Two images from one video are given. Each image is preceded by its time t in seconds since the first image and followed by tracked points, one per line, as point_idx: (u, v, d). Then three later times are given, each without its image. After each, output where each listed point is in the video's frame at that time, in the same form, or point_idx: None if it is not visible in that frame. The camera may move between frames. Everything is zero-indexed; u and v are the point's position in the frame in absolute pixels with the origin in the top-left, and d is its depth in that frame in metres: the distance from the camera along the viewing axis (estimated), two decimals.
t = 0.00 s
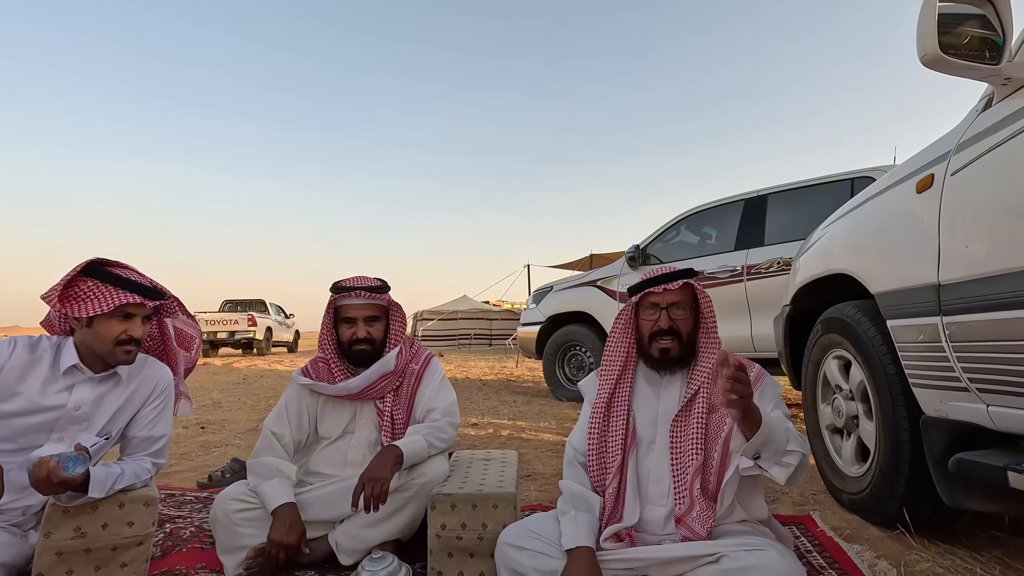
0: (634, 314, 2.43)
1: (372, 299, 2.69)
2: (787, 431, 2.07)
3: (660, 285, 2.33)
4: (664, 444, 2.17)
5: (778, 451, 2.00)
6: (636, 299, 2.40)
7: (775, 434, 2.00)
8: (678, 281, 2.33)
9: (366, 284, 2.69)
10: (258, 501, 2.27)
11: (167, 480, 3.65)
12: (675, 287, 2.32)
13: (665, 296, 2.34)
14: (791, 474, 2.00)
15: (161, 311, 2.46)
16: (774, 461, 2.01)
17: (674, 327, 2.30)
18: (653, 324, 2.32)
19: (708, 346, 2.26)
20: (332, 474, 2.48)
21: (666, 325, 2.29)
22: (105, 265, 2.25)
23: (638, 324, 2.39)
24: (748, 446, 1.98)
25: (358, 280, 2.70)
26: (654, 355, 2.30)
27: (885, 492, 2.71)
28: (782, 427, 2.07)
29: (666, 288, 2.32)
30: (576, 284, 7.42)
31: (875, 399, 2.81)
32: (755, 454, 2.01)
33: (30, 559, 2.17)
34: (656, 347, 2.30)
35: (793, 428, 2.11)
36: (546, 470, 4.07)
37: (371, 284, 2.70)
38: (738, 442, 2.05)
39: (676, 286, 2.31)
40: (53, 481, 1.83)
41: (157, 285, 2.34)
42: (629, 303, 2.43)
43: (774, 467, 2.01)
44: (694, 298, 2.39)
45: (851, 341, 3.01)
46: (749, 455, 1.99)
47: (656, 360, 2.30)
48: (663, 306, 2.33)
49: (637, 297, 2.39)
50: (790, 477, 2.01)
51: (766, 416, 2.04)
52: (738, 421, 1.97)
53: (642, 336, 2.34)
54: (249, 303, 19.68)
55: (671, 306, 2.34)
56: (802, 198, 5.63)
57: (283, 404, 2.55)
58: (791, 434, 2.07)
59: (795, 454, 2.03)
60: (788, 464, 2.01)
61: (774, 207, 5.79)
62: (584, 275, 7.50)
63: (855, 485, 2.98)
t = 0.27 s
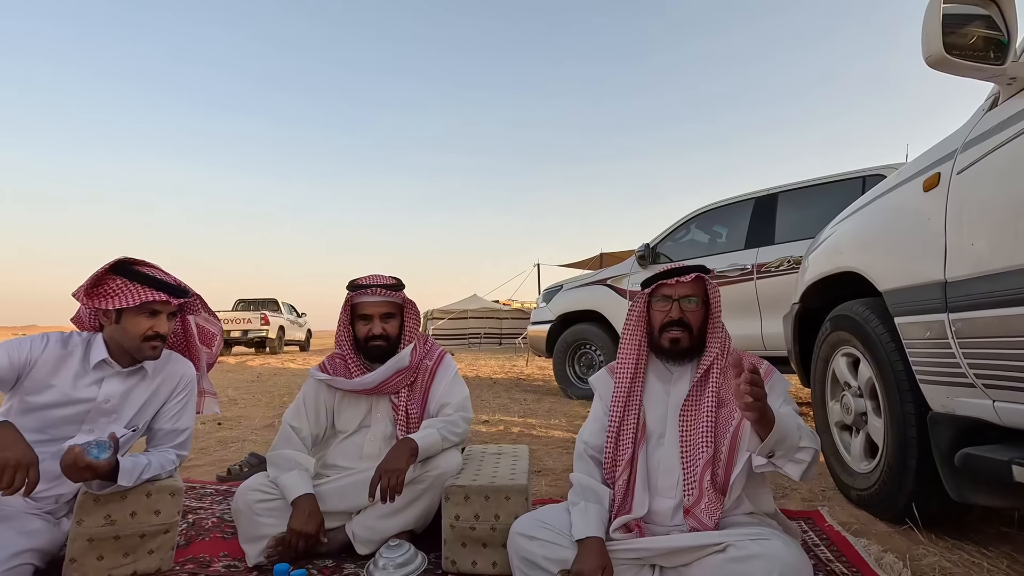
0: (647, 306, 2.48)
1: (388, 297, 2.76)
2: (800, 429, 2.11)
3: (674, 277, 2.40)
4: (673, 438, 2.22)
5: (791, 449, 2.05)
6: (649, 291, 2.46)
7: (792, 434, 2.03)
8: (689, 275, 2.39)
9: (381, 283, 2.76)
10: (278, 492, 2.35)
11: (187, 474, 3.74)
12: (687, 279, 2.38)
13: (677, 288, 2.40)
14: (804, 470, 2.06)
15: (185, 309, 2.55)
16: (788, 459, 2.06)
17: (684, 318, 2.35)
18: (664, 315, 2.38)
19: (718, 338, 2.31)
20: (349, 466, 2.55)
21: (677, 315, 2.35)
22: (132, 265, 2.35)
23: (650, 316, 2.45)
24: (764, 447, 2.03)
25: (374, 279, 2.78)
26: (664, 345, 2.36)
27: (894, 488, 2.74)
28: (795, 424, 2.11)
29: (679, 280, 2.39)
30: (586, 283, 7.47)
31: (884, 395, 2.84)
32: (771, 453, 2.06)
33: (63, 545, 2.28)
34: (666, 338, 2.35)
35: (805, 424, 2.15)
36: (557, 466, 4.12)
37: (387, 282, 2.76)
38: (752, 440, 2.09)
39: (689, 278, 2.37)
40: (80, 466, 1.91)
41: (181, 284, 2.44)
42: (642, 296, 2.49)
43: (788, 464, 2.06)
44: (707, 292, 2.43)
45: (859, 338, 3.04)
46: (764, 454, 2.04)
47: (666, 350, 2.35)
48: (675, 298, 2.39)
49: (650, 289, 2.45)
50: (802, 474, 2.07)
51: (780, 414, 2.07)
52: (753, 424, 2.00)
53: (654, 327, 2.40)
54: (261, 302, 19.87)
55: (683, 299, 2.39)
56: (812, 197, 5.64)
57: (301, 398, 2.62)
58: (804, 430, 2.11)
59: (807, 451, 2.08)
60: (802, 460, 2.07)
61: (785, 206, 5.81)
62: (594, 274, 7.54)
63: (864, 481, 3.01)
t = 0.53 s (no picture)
0: (662, 304, 2.50)
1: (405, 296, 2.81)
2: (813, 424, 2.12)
3: (688, 275, 2.42)
4: (687, 434, 2.24)
5: (804, 444, 2.07)
6: (663, 289, 2.48)
7: (804, 429, 2.04)
8: (704, 273, 2.41)
9: (398, 282, 2.81)
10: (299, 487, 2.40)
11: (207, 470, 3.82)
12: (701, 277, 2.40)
13: (692, 286, 2.42)
14: (817, 465, 2.08)
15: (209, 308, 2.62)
16: (801, 454, 2.08)
17: (698, 316, 2.37)
18: (679, 313, 2.41)
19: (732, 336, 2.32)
20: (367, 462, 2.60)
21: (691, 313, 2.37)
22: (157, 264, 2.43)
23: (665, 314, 2.47)
24: (777, 441, 2.05)
25: (391, 278, 2.82)
26: (678, 342, 2.38)
27: (908, 486, 2.74)
28: (809, 420, 2.12)
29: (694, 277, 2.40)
30: (598, 282, 7.49)
31: (898, 393, 2.84)
32: (783, 447, 2.08)
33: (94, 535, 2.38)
34: (681, 335, 2.37)
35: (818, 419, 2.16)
36: (570, 464, 4.16)
37: (404, 281, 2.81)
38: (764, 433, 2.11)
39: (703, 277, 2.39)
40: (114, 462, 1.99)
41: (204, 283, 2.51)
42: (656, 294, 2.51)
43: (801, 459, 2.08)
44: (721, 290, 2.45)
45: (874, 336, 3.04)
46: (777, 448, 2.06)
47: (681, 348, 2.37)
48: (689, 296, 2.41)
49: (665, 288, 2.48)
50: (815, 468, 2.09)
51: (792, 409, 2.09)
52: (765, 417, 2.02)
53: (668, 325, 2.43)
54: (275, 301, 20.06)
55: (698, 297, 2.41)
56: (826, 195, 5.63)
57: (320, 395, 2.67)
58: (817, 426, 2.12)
59: (820, 446, 2.10)
60: (814, 456, 2.09)
61: (799, 204, 5.80)
62: (607, 274, 7.56)
63: (878, 479, 3.01)
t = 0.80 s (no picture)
0: (672, 303, 2.50)
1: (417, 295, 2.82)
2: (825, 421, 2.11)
3: (698, 273, 2.41)
4: (698, 431, 2.24)
5: (816, 441, 2.06)
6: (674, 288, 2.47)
7: (816, 427, 2.04)
8: (715, 270, 2.40)
9: (410, 281, 2.82)
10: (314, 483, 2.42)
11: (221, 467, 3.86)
12: (712, 275, 2.39)
13: (703, 284, 2.41)
14: (829, 463, 2.07)
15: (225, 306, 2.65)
16: (813, 451, 2.07)
17: (710, 313, 2.36)
18: (690, 311, 2.40)
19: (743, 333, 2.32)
20: (379, 458, 2.61)
21: (703, 311, 2.36)
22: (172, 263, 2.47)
23: (675, 312, 2.46)
24: (788, 437, 2.04)
25: (403, 277, 2.83)
26: (689, 340, 2.37)
27: (923, 485, 2.72)
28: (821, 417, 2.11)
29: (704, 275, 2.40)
30: (609, 281, 7.47)
31: (913, 391, 2.81)
32: (794, 444, 2.07)
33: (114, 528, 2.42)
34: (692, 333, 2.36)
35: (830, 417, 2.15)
36: (581, 462, 4.16)
37: (416, 280, 2.83)
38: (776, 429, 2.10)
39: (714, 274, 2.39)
40: (133, 462, 2.05)
41: (218, 282, 2.54)
42: (667, 292, 2.50)
43: (812, 456, 2.07)
44: (732, 287, 2.45)
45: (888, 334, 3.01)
46: (788, 445, 2.05)
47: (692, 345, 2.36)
48: (700, 294, 2.40)
49: (676, 286, 2.48)
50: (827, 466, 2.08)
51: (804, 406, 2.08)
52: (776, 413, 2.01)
53: (679, 323, 2.42)
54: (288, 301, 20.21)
55: (709, 294, 2.40)
56: (840, 193, 5.58)
57: (333, 392, 2.69)
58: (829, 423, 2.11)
59: (832, 444, 2.09)
60: (826, 453, 2.08)
61: (812, 202, 5.75)
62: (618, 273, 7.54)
63: (893, 479, 2.99)
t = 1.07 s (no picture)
0: (684, 302, 2.48)
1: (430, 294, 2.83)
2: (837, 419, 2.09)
3: (710, 272, 2.40)
4: (710, 430, 2.23)
5: (827, 439, 2.05)
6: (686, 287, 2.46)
7: (827, 425, 2.02)
8: (727, 269, 2.39)
9: (423, 280, 2.83)
10: (328, 480, 2.44)
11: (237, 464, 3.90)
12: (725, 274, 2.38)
13: (715, 283, 2.40)
14: (840, 462, 2.06)
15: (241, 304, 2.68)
16: (824, 450, 2.06)
17: (722, 313, 2.35)
18: (702, 310, 2.39)
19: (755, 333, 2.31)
20: (393, 456, 2.64)
21: (715, 310, 2.35)
22: (189, 263, 2.51)
23: (687, 312, 2.45)
24: (799, 435, 2.03)
25: (417, 276, 2.85)
26: (702, 339, 2.36)
27: (941, 486, 2.69)
28: (832, 416, 2.10)
29: (716, 274, 2.38)
30: (622, 280, 7.45)
31: (930, 391, 2.78)
32: (805, 443, 2.06)
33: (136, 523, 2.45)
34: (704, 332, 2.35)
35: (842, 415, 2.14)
36: (594, 461, 4.16)
37: (429, 279, 2.84)
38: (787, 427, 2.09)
39: (726, 273, 2.37)
40: (152, 459, 2.08)
41: (233, 281, 2.57)
42: (678, 291, 2.49)
43: (823, 454, 2.06)
44: (745, 286, 2.43)
45: (905, 333, 2.98)
46: (799, 443, 2.04)
47: (705, 344, 2.35)
48: (712, 294, 2.38)
49: (687, 285, 2.46)
50: (839, 465, 2.07)
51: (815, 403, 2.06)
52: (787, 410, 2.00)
53: (691, 322, 2.41)
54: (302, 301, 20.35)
55: (721, 293, 2.38)
56: (856, 190, 5.52)
57: (348, 390, 2.72)
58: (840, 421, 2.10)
59: (845, 443, 2.07)
60: (838, 452, 2.07)
61: (827, 200, 5.70)
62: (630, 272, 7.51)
63: (910, 480, 2.95)
